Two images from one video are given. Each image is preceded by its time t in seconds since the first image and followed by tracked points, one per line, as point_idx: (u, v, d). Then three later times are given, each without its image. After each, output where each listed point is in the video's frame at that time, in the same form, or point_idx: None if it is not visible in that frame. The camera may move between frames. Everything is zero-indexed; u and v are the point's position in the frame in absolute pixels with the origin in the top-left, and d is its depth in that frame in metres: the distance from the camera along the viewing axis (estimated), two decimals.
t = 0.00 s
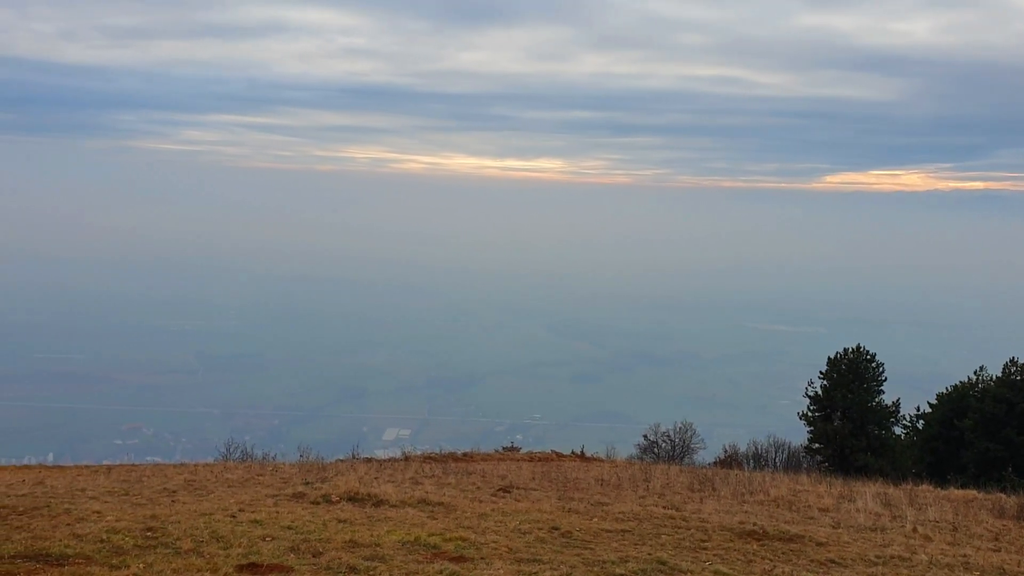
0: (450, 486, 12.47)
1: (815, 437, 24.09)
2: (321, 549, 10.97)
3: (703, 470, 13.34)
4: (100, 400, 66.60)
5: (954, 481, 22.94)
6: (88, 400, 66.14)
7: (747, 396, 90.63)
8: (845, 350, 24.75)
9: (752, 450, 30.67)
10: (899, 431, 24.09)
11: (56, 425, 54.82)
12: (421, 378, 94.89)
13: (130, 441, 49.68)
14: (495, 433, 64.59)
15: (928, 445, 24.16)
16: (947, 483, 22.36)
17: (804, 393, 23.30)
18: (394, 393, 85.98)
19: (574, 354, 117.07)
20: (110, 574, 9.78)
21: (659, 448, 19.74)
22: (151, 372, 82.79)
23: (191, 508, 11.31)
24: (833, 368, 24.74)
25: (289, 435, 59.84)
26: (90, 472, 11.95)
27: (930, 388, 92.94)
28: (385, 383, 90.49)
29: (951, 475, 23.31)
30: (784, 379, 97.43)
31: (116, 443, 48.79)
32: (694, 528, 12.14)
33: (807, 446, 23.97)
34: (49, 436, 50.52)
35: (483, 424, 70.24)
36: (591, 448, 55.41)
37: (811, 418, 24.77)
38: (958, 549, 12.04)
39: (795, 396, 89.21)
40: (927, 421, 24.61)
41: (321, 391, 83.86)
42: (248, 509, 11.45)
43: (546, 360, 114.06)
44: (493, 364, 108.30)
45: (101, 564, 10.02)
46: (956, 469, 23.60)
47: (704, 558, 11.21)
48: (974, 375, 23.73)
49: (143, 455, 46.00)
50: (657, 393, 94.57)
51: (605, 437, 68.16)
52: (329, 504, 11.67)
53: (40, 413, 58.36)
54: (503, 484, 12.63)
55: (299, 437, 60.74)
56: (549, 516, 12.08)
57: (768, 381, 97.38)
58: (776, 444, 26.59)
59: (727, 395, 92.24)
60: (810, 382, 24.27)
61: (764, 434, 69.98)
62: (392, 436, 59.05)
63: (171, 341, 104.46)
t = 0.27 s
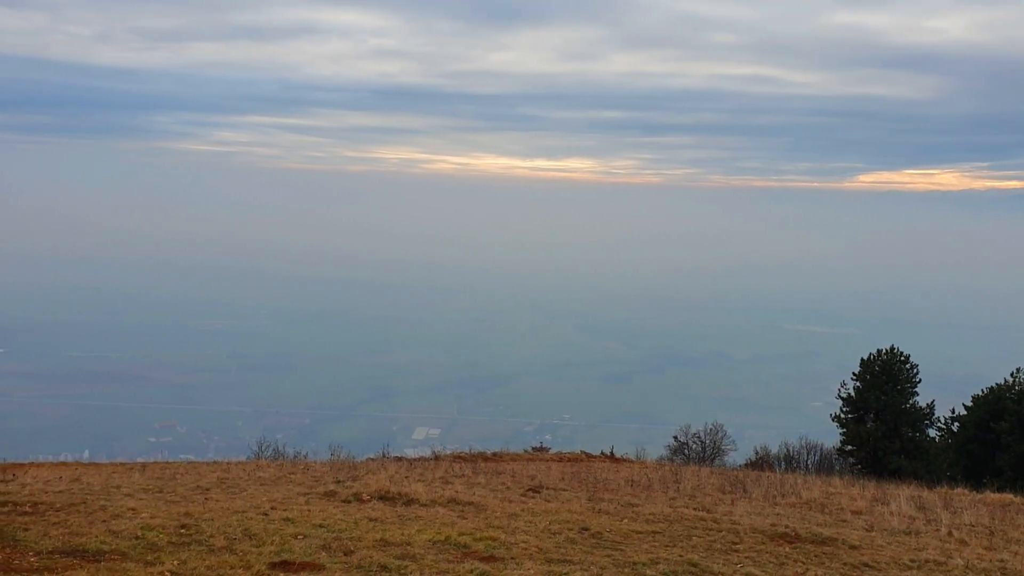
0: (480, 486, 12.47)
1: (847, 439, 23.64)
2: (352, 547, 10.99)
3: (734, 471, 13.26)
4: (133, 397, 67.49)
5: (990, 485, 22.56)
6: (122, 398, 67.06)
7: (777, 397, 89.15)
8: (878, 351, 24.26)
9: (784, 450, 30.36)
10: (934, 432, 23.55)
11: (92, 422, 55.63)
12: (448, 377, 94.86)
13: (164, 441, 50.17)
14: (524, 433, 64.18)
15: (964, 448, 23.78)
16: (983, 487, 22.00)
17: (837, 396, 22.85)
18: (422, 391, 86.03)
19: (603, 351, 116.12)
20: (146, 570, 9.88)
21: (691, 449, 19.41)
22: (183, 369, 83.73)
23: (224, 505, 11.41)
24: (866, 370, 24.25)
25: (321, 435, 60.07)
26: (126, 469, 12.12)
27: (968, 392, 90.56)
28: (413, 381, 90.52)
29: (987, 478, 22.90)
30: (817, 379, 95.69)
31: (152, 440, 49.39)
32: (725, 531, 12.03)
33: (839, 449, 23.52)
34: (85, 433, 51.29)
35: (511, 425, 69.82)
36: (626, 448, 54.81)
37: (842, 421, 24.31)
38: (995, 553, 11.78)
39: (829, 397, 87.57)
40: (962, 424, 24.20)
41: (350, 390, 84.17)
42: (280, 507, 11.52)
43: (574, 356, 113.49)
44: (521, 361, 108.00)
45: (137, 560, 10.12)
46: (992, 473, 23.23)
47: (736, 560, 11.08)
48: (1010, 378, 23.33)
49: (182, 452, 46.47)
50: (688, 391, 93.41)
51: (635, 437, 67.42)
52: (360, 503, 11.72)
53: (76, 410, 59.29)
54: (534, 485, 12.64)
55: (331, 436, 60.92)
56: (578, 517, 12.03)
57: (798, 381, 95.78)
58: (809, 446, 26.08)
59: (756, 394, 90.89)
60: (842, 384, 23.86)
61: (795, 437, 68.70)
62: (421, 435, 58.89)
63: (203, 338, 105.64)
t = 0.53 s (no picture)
0: (508, 488, 12.46)
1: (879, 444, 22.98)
2: (381, 548, 10.98)
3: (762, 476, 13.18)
4: (163, 397, 68.19)
5: None
6: (153, 397, 67.84)
7: (806, 400, 87.87)
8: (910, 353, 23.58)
9: (814, 454, 29.89)
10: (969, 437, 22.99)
11: (124, 421, 56.28)
12: (475, 377, 94.70)
13: (195, 440, 50.53)
14: (552, 435, 63.85)
15: (998, 453, 23.29)
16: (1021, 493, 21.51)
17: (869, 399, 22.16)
18: (449, 391, 86.00)
19: (629, 352, 115.52)
20: (178, 568, 9.95)
21: (720, 453, 19.02)
22: (212, 369, 84.51)
23: (255, 505, 11.48)
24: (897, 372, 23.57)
25: (351, 436, 60.21)
26: (158, 469, 12.26)
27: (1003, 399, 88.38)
28: (439, 381, 90.55)
29: None
30: (848, 382, 94.27)
31: (183, 440, 49.89)
32: (755, 534, 11.91)
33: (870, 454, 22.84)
34: (118, 432, 51.91)
35: (538, 426, 69.34)
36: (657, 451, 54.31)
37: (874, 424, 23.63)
38: None
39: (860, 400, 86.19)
40: (996, 429, 23.66)
41: (376, 390, 84.38)
42: (310, 507, 11.58)
43: (600, 357, 112.99)
44: (547, 361, 107.70)
45: (169, 559, 10.20)
46: None
47: (767, 564, 10.93)
48: None
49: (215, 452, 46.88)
50: (716, 392, 92.48)
51: (663, 440, 66.78)
52: (389, 504, 11.76)
53: (107, 410, 60.07)
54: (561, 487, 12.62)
55: (360, 437, 61.04)
56: (607, 521, 11.95)
57: (829, 384, 94.31)
58: (839, 451, 25.52)
59: (785, 398, 89.64)
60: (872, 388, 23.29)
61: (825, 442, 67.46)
62: (449, 437, 58.68)
63: (232, 339, 106.59)
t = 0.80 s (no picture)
0: (534, 489, 12.42)
1: (909, 448, 22.59)
2: (409, 548, 10.97)
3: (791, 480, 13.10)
4: (192, 397, 68.78)
5: None
6: (181, 397, 68.43)
7: (835, 404, 86.47)
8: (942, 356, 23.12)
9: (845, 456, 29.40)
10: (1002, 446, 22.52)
11: (154, 419, 56.82)
12: (500, 377, 94.47)
13: (225, 439, 50.93)
14: (578, 437, 63.48)
15: None
16: None
17: (898, 403, 21.83)
18: (474, 392, 85.89)
19: (654, 355, 114.79)
20: (206, 567, 10.01)
21: (747, 456, 18.78)
22: (240, 370, 85.16)
23: (283, 505, 11.54)
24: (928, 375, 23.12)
25: (377, 436, 60.30)
26: (187, 467, 12.38)
27: None
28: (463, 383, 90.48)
29: None
30: (878, 386, 92.73)
31: (212, 439, 50.27)
32: (783, 539, 11.78)
33: (899, 457, 22.48)
34: (148, 431, 52.43)
35: (564, 428, 68.85)
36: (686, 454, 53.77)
37: (904, 428, 23.20)
38: None
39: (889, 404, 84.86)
40: None
41: (400, 391, 84.47)
42: (337, 507, 11.63)
43: (625, 359, 112.39)
44: (573, 364, 107.22)
45: (199, 557, 10.27)
46: None
47: (797, 568, 10.75)
48: None
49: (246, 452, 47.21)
50: (742, 395, 91.54)
51: (690, 443, 66.10)
52: (416, 504, 11.77)
53: (137, 409, 60.73)
54: (587, 489, 12.59)
55: (387, 437, 61.11)
56: (634, 523, 11.86)
57: (858, 387, 92.81)
58: (868, 455, 25.14)
59: (813, 402, 88.34)
60: (903, 391, 23.04)
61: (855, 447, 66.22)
62: (476, 437, 58.48)
63: (258, 339, 107.40)
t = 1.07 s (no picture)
0: (562, 490, 12.39)
1: (942, 450, 22.27)
2: (437, 548, 10.95)
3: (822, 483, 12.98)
4: (222, 396, 69.31)
5: None
6: (211, 395, 69.01)
7: (865, 407, 85.02)
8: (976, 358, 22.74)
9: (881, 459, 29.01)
10: None
11: (185, 417, 57.33)
12: (527, 377, 94.22)
13: (255, 437, 51.21)
14: (607, 438, 62.94)
15: None
16: None
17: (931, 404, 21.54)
18: (501, 391, 85.77)
19: (681, 356, 113.95)
20: (238, 564, 10.07)
21: (778, 458, 18.53)
22: (269, 369, 85.74)
23: (313, 503, 11.60)
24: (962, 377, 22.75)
25: (405, 435, 60.28)
26: (218, 465, 12.48)
27: None
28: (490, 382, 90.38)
29: None
30: (910, 389, 91.02)
31: (243, 437, 50.59)
32: (814, 542, 11.64)
33: (932, 459, 22.19)
34: (179, 429, 52.93)
35: (592, 429, 68.33)
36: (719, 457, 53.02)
37: (937, 430, 22.88)
38: None
39: (922, 408, 83.27)
40: None
41: (427, 390, 84.42)
42: (366, 506, 11.66)
43: (652, 359, 111.72)
44: (599, 364, 106.78)
45: (230, 554, 10.34)
46: None
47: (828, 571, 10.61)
48: None
49: (280, 450, 47.45)
50: (771, 398, 90.40)
51: (719, 445, 65.29)
52: (445, 504, 11.78)
53: (168, 407, 61.39)
54: (615, 490, 12.54)
55: (415, 437, 61.04)
56: (662, 525, 11.78)
57: (889, 390, 91.20)
58: (901, 457, 24.77)
59: (843, 404, 86.94)
60: (936, 393, 22.74)
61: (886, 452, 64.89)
62: (503, 438, 58.17)
63: (287, 337, 108.12)
